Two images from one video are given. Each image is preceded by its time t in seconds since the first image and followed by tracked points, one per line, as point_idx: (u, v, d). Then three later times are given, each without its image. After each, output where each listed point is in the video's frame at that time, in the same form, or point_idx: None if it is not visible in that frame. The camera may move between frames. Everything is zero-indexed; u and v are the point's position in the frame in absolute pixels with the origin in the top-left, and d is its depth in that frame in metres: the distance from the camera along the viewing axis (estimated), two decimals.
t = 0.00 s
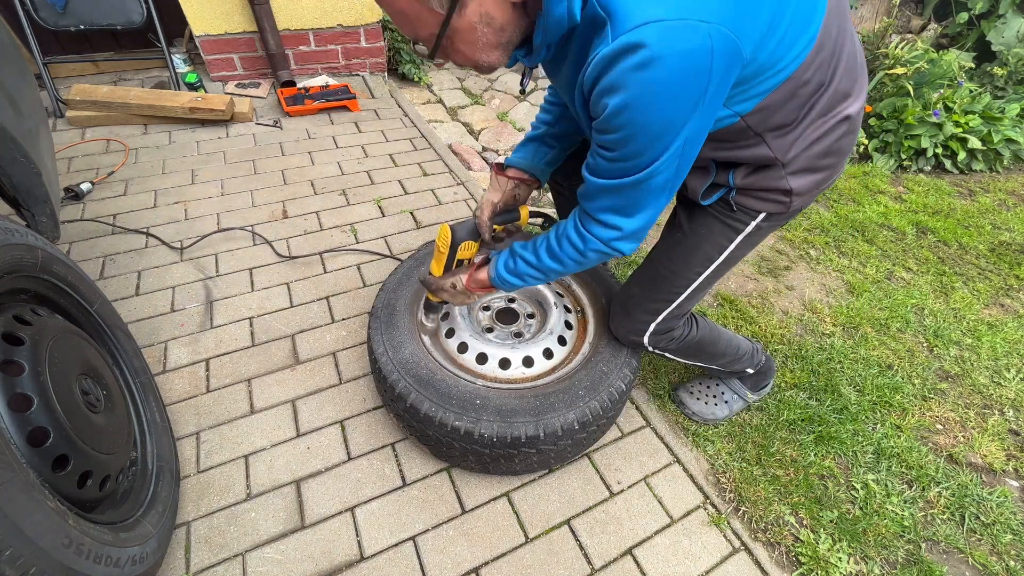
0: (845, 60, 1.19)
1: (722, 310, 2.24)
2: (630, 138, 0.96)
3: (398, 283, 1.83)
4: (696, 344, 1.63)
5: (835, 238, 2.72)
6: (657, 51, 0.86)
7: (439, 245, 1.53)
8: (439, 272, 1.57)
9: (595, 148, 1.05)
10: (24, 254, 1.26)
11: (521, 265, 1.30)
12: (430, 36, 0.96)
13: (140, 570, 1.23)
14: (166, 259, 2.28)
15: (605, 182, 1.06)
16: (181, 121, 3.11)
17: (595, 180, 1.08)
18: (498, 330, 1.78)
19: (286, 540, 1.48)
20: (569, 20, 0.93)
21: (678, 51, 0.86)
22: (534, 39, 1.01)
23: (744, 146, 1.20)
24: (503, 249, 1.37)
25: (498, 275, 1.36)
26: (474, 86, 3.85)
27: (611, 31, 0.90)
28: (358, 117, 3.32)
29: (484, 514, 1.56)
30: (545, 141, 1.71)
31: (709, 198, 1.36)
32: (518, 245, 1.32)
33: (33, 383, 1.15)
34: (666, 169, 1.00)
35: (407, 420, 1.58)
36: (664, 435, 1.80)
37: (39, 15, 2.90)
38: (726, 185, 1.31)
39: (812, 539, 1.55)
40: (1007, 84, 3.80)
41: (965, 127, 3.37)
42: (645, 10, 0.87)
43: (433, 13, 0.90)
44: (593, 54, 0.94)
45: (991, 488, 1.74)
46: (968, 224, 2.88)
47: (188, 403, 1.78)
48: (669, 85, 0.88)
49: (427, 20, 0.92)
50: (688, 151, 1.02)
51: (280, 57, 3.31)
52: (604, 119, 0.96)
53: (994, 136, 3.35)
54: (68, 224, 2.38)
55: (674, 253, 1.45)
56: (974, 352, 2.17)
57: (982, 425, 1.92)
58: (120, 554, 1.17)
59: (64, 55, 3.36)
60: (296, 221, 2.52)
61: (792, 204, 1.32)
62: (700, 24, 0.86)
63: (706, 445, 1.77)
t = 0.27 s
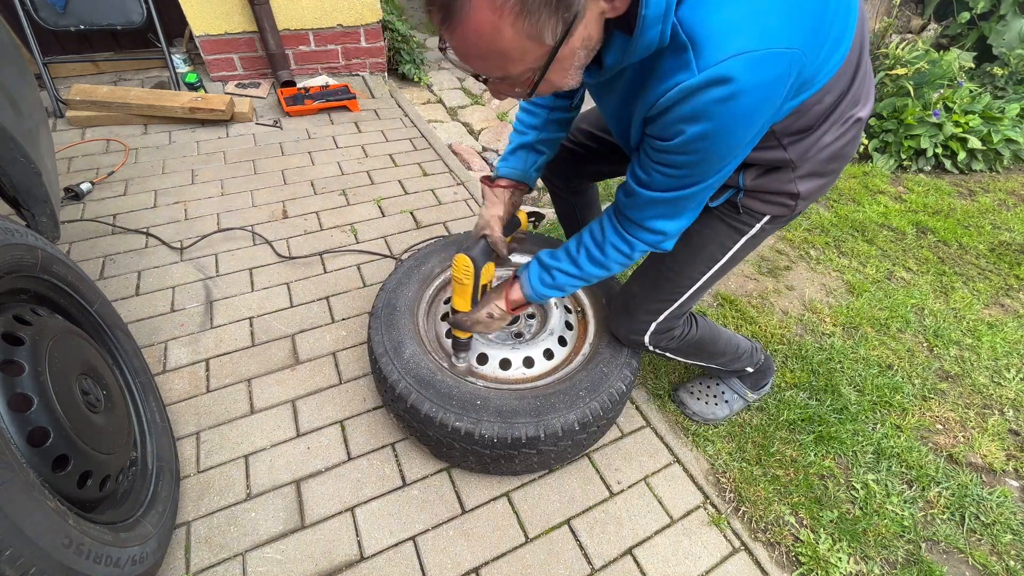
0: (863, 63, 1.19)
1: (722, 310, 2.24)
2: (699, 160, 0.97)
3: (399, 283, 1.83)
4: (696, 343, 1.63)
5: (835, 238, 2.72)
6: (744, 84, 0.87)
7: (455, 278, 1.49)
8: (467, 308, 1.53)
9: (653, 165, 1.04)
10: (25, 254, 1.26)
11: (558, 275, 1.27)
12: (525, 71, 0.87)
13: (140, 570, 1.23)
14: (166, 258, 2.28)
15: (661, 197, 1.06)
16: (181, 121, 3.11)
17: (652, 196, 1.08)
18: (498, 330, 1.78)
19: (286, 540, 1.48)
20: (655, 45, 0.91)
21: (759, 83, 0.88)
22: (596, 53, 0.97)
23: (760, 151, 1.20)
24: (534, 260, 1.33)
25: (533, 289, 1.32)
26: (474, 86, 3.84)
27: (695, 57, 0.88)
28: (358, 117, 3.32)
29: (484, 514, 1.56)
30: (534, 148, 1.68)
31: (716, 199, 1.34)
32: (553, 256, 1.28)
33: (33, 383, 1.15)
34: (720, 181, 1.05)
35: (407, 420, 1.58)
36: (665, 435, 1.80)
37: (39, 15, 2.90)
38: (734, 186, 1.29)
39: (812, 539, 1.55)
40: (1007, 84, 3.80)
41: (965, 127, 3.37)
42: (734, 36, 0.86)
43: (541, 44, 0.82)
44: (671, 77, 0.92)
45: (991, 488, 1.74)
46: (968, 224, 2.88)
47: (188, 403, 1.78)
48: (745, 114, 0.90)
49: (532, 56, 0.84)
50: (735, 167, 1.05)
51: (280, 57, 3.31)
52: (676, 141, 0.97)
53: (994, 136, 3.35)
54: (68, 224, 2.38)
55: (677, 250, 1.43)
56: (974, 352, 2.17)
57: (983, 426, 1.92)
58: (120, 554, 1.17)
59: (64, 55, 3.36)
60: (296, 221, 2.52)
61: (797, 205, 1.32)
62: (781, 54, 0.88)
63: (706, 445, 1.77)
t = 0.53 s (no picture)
0: (851, 61, 1.20)
1: (722, 310, 2.24)
2: (691, 153, 0.96)
3: (399, 282, 1.83)
4: (695, 342, 1.63)
5: (835, 238, 2.72)
6: (732, 75, 0.85)
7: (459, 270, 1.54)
8: (467, 304, 1.58)
9: (645, 162, 1.03)
10: (24, 253, 1.26)
11: (558, 276, 1.26)
12: (502, 82, 0.85)
13: (140, 570, 1.23)
14: (167, 259, 2.28)
15: (657, 194, 1.05)
16: (181, 121, 3.11)
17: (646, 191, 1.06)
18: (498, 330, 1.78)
19: (286, 540, 1.48)
20: (639, 44, 0.89)
21: (750, 74, 0.86)
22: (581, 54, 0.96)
23: (755, 146, 1.20)
24: (535, 262, 1.32)
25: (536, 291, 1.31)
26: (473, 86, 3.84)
27: (680, 52, 0.86)
28: (358, 118, 3.32)
29: (484, 514, 1.56)
30: (542, 150, 1.67)
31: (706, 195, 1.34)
32: (552, 257, 1.27)
33: (33, 383, 1.15)
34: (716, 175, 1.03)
35: (407, 420, 1.58)
36: (664, 435, 1.80)
37: (39, 15, 2.90)
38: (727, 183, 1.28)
39: (812, 539, 1.55)
40: (1007, 84, 3.79)
41: (965, 127, 3.37)
42: (720, 29, 0.84)
43: (511, 57, 0.80)
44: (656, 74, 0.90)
45: (991, 488, 1.74)
46: (968, 224, 2.88)
47: (188, 403, 1.78)
48: (735, 105, 0.89)
49: (503, 68, 0.81)
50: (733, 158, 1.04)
51: (280, 57, 3.31)
52: (664, 136, 0.95)
53: (994, 136, 3.35)
54: (68, 224, 2.38)
55: (677, 250, 1.43)
56: (974, 352, 2.17)
57: (983, 425, 1.92)
58: (120, 554, 1.17)
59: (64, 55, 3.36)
60: (296, 221, 2.52)
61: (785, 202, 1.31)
62: (769, 43, 0.86)
63: (706, 445, 1.77)
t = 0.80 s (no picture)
0: (871, 66, 1.23)
1: (722, 310, 2.24)
2: (762, 162, 1.03)
3: (399, 282, 1.83)
4: (695, 341, 1.63)
5: (835, 238, 2.72)
6: (813, 91, 0.93)
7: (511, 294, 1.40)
8: (530, 326, 1.44)
9: (710, 166, 1.08)
10: (24, 253, 1.26)
11: (608, 274, 1.27)
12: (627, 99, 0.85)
13: (140, 570, 1.23)
14: (166, 258, 2.28)
15: (720, 196, 1.10)
16: (181, 121, 3.11)
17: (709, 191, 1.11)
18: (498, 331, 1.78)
19: (286, 540, 1.48)
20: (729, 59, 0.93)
21: (827, 90, 0.95)
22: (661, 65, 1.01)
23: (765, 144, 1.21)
24: (582, 262, 1.32)
25: (584, 292, 1.31)
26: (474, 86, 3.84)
27: (766, 69, 0.91)
28: (358, 118, 3.32)
29: (484, 514, 1.57)
30: (542, 147, 1.66)
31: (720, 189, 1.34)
32: (601, 256, 1.28)
33: (33, 383, 1.15)
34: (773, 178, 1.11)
35: (407, 420, 1.58)
36: (665, 435, 1.80)
37: (39, 15, 2.91)
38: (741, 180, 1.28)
39: (812, 539, 1.55)
40: (1007, 84, 3.79)
41: (965, 127, 3.37)
42: (809, 47, 0.91)
43: (653, 70, 0.80)
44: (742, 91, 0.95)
45: (991, 488, 1.74)
46: (968, 224, 2.88)
47: (188, 403, 1.78)
48: (812, 118, 0.97)
49: (640, 82, 0.81)
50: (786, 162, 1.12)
51: (280, 57, 3.31)
52: (738, 147, 1.01)
53: (994, 136, 3.35)
54: (68, 224, 2.38)
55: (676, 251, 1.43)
56: (974, 352, 2.17)
57: (983, 425, 1.92)
58: (120, 554, 1.17)
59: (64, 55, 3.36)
60: (296, 221, 2.52)
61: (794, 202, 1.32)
62: (847, 59, 0.95)
63: (706, 445, 1.77)
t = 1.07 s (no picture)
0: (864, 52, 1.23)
1: (722, 310, 2.24)
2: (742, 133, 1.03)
3: (399, 282, 1.83)
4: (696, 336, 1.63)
5: (835, 238, 2.72)
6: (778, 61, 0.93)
7: (560, 286, 1.39)
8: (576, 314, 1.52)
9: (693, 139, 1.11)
10: (24, 253, 1.26)
11: (613, 226, 1.53)
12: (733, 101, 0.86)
13: (140, 570, 1.23)
14: (167, 259, 2.28)
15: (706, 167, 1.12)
16: (181, 121, 3.11)
17: (657, 141, 1.44)
18: (498, 331, 1.78)
19: (286, 540, 1.48)
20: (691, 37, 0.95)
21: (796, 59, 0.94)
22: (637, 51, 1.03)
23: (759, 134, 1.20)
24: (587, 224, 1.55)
25: (600, 249, 1.53)
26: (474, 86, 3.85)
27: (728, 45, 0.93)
28: (358, 118, 3.32)
29: (484, 513, 1.57)
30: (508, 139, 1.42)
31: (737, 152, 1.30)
32: (602, 216, 1.53)
33: (33, 383, 1.15)
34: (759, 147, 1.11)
35: (407, 420, 1.58)
36: (664, 435, 1.80)
37: (39, 15, 2.91)
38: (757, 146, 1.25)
39: (812, 539, 1.55)
40: (1007, 84, 3.79)
41: (965, 127, 3.36)
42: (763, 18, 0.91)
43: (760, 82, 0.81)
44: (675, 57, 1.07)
45: (991, 488, 1.74)
46: (968, 224, 2.88)
47: (188, 403, 1.78)
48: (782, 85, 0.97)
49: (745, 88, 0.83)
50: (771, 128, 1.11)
51: (280, 57, 3.31)
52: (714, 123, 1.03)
53: (993, 136, 3.35)
54: (68, 224, 2.38)
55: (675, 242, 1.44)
56: (974, 352, 2.17)
57: (983, 425, 1.92)
58: (120, 554, 1.17)
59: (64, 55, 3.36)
60: (296, 221, 2.52)
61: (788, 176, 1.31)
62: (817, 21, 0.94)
63: (706, 445, 1.77)
